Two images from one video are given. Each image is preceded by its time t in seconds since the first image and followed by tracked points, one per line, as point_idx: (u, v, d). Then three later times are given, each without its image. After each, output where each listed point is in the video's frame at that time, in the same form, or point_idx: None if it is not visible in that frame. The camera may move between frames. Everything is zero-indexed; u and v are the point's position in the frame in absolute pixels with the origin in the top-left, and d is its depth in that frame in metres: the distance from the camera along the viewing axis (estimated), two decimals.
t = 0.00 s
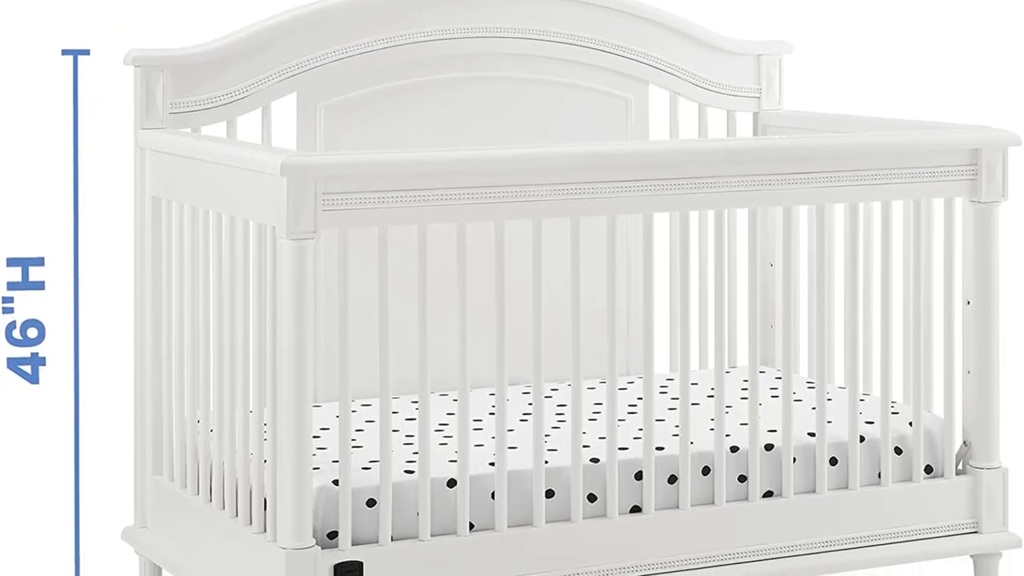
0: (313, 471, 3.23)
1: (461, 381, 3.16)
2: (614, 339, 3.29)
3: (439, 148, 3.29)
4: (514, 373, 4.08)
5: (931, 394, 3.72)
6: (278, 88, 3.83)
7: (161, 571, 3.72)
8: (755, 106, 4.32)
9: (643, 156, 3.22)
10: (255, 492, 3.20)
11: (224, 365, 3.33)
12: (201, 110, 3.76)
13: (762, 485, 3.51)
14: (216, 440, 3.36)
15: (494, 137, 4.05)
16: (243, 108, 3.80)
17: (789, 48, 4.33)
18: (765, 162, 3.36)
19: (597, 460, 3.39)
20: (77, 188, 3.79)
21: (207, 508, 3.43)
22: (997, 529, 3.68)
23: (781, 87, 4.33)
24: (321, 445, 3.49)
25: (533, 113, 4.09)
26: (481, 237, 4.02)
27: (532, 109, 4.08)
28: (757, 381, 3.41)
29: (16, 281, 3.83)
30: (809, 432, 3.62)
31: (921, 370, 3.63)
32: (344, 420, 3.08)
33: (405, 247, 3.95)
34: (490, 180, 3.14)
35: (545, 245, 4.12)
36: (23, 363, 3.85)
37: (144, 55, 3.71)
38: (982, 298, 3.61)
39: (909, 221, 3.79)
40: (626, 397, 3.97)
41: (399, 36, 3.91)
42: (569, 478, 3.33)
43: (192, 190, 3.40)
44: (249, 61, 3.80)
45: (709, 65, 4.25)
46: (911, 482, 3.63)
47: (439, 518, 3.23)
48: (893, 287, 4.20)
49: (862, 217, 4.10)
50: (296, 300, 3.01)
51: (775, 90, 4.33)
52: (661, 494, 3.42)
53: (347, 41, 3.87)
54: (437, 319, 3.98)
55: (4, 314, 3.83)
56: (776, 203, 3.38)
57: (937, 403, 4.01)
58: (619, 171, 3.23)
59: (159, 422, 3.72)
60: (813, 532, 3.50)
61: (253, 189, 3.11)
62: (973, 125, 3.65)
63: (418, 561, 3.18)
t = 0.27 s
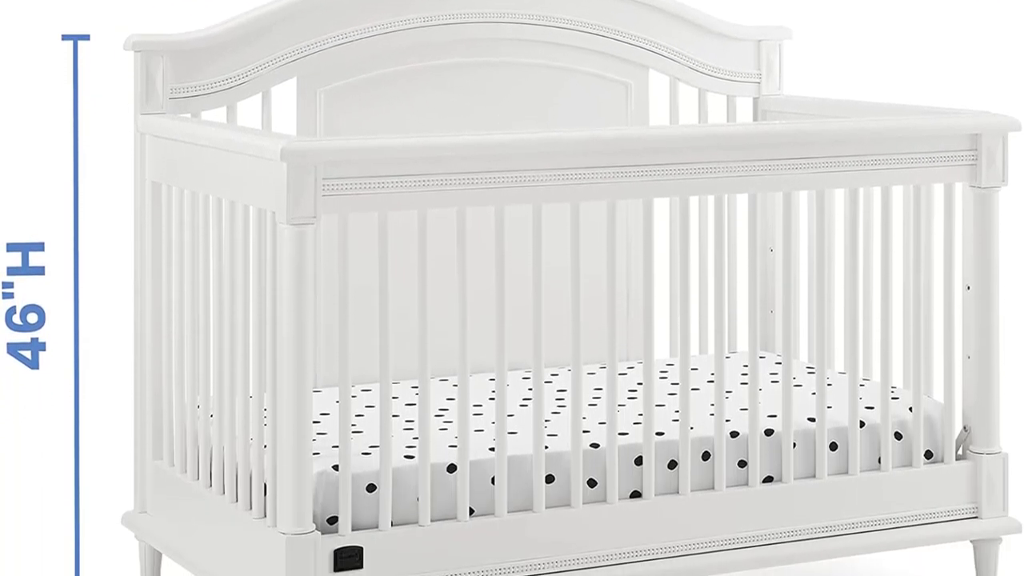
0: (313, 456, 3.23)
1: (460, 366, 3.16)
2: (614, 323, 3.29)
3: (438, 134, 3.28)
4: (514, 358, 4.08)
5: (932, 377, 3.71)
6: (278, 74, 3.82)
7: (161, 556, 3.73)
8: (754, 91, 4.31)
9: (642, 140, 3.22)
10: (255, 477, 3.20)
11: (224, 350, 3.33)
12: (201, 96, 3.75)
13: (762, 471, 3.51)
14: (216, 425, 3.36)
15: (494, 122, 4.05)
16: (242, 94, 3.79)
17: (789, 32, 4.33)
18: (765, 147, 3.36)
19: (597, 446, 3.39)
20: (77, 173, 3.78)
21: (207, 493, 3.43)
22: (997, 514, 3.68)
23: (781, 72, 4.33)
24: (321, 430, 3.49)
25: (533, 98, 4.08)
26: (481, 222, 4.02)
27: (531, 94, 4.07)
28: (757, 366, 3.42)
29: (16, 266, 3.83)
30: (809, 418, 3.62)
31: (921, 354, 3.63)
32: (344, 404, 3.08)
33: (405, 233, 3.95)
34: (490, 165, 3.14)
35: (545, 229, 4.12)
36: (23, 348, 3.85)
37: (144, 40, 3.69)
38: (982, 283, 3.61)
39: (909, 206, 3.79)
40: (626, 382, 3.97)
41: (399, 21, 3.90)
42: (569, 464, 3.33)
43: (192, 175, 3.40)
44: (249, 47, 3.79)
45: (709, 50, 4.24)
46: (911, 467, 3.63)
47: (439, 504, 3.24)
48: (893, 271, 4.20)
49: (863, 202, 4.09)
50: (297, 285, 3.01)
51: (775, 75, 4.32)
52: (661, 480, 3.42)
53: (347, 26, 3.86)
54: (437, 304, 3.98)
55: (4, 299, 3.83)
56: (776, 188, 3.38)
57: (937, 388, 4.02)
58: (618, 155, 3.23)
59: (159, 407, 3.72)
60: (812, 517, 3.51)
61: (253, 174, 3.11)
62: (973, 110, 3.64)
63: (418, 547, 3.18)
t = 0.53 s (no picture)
0: (313, 442, 3.24)
1: (460, 352, 3.17)
2: (614, 309, 3.29)
3: (438, 120, 3.28)
4: (514, 344, 4.08)
5: (933, 358, 3.69)
6: (278, 59, 3.81)
7: (162, 542, 3.73)
8: (754, 77, 4.31)
9: (642, 127, 3.22)
10: (255, 463, 3.20)
11: (224, 335, 3.33)
12: (201, 82, 3.73)
13: (762, 457, 3.51)
14: (216, 411, 3.36)
15: (494, 108, 4.05)
16: (243, 80, 3.78)
17: (789, 18, 4.32)
18: (765, 133, 3.36)
19: (597, 432, 3.39)
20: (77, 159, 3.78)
21: (207, 479, 3.43)
22: (997, 500, 3.68)
23: (781, 58, 4.32)
24: (321, 416, 3.50)
25: (533, 84, 4.08)
26: (481, 208, 4.02)
27: (532, 80, 4.07)
28: (757, 352, 3.42)
29: (16, 252, 3.82)
30: (809, 404, 3.62)
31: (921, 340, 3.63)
32: (345, 390, 3.08)
33: (405, 218, 3.95)
34: (490, 151, 3.14)
35: (545, 215, 4.12)
36: (23, 334, 3.85)
37: (144, 27, 3.67)
38: (982, 269, 3.61)
39: (909, 192, 3.79)
40: (626, 367, 3.97)
41: (399, 7, 3.90)
42: (569, 449, 3.33)
43: (192, 161, 3.40)
44: (249, 33, 3.78)
45: (709, 36, 4.23)
46: (911, 453, 3.64)
47: (439, 490, 3.24)
48: (893, 257, 4.20)
49: (863, 187, 4.09)
50: (297, 270, 3.01)
51: (775, 61, 4.31)
52: (661, 466, 3.42)
53: (347, 12, 3.86)
54: (437, 290, 3.98)
55: (4, 285, 3.83)
56: (775, 174, 3.38)
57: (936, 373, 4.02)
58: (619, 141, 3.23)
59: (159, 392, 3.72)
60: (812, 503, 3.51)
61: (253, 159, 3.11)
62: (973, 96, 3.64)
63: (419, 533, 3.18)
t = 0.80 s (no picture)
0: (313, 429, 3.24)
1: (460, 339, 3.17)
2: (615, 296, 3.29)
3: (438, 106, 3.28)
4: (514, 331, 4.08)
5: (932, 349, 3.71)
6: (278, 46, 3.81)
7: (162, 529, 3.73)
8: (754, 64, 4.30)
9: (642, 113, 3.22)
10: (255, 450, 3.21)
11: (224, 322, 3.34)
12: (201, 69, 3.72)
13: (762, 443, 3.51)
14: (216, 398, 3.36)
15: (494, 95, 4.04)
16: (243, 66, 3.77)
17: (789, 5, 4.32)
18: (764, 120, 3.36)
19: (597, 418, 3.39)
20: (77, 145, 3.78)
21: (207, 466, 3.43)
22: (997, 487, 3.68)
23: (781, 45, 4.32)
24: (321, 403, 3.50)
25: (533, 71, 4.08)
26: (481, 195, 4.02)
27: (532, 67, 4.07)
28: (757, 339, 3.43)
29: (16, 239, 3.82)
30: (809, 391, 3.62)
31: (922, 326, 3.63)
32: (345, 377, 3.09)
33: (405, 205, 3.95)
34: (490, 137, 3.14)
35: (545, 202, 4.12)
36: (23, 321, 3.85)
37: (144, 13, 3.66)
38: (982, 256, 3.62)
39: (909, 179, 3.79)
40: (626, 354, 3.97)
41: None
42: (569, 436, 3.34)
43: (191, 147, 3.39)
44: (249, 19, 3.78)
45: (709, 23, 4.23)
46: (911, 439, 3.64)
47: (439, 476, 3.24)
48: (893, 244, 4.20)
49: (863, 174, 4.09)
50: (297, 257, 3.01)
51: (775, 48, 4.31)
52: (661, 453, 3.42)
53: None
54: (437, 277, 3.98)
55: (4, 272, 3.82)
56: (775, 161, 3.38)
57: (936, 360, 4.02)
58: (618, 128, 3.23)
59: (159, 379, 3.72)
60: (812, 490, 3.51)
61: (253, 146, 3.11)
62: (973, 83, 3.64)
63: (419, 520, 3.19)
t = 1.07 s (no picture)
0: (313, 416, 3.24)
1: (460, 326, 3.17)
2: (615, 284, 3.30)
3: (438, 94, 3.28)
4: (514, 319, 4.08)
5: (932, 337, 3.71)
6: (278, 34, 3.80)
7: (162, 516, 3.73)
8: (754, 51, 4.30)
9: (642, 101, 3.22)
10: (255, 438, 3.21)
11: (224, 309, 3.34)
12: (201, 57, 3.72)
13: (762, 431, 3.51)
14: (216, 385, 3.37)
15: (493, 82, 4.04)
16: (243, 54, 3.77)
17: None
18: (764, 108, 3.36)
19: (597, 406, 3.40)
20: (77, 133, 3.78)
21: (207, 453, 3.44)
22: (997, 474, 3.69)
23: (781, 33, 4.32)
24: (321, 390, 3.50)
25: (533, 59, 4.08)
26: (481, 183, 4.02)
27: (531, 55, 4.07)
28: (757, 326, 3.43)
29: (16, 226, 3.82)
30: (809, 378, 3.62)
31: (922, 314, 3.64)
32: (345, 364, 3.09)
33: (405, 193, 3.95)
34: (490, 125, 3.14)
35: (545, 190, 4.11)
36: (23, 308, 3.85)
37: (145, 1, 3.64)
38: (982, 243, 3.62)
39: (909, 166, 3.79)
40: (626, 342, 3.97)
41: None
42: (569, 424, 3.34)
43: (191, 135, 3.39)
44: (249, 7, 3.77)
45: (709, 11, 4.22)
46: (911, 427, 3.64)
47: (439, 464, 3.24)
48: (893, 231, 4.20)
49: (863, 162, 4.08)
50: (297, 244, 3.01)
51: (775, 35, 4.31)
52: (661, 440, 3.43)
53: None
54: (437, 265, 3.98)
55: (4, 260, 3.82)
56: (775, 149, 3.38)
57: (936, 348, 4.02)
58: (619, 116, 3.23)
59: (159, 367, 3.72)
60: (812, 478, 3.51)
61: (253, 134, 3.11)
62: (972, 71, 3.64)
63: (419, 507, 3.19)
